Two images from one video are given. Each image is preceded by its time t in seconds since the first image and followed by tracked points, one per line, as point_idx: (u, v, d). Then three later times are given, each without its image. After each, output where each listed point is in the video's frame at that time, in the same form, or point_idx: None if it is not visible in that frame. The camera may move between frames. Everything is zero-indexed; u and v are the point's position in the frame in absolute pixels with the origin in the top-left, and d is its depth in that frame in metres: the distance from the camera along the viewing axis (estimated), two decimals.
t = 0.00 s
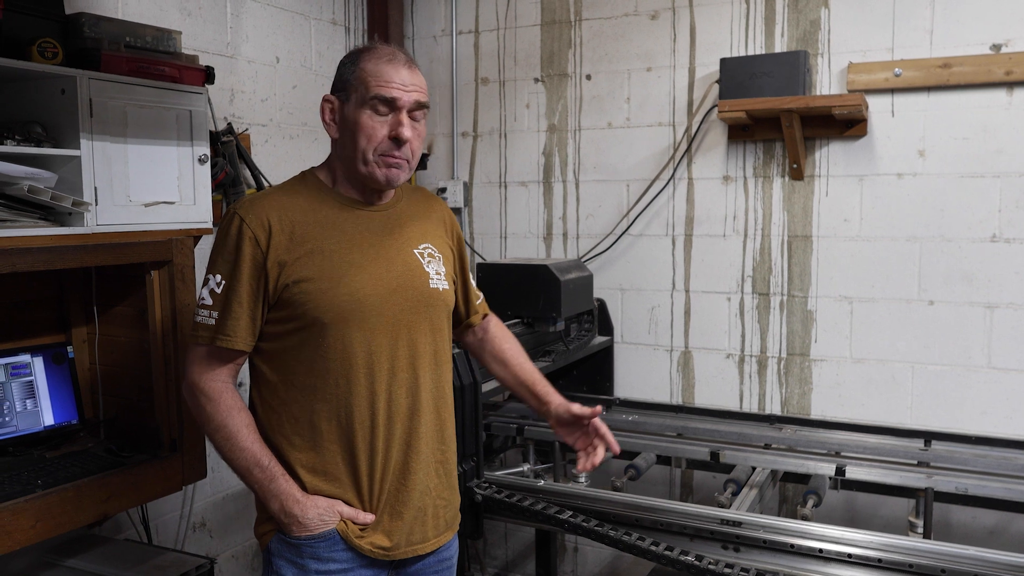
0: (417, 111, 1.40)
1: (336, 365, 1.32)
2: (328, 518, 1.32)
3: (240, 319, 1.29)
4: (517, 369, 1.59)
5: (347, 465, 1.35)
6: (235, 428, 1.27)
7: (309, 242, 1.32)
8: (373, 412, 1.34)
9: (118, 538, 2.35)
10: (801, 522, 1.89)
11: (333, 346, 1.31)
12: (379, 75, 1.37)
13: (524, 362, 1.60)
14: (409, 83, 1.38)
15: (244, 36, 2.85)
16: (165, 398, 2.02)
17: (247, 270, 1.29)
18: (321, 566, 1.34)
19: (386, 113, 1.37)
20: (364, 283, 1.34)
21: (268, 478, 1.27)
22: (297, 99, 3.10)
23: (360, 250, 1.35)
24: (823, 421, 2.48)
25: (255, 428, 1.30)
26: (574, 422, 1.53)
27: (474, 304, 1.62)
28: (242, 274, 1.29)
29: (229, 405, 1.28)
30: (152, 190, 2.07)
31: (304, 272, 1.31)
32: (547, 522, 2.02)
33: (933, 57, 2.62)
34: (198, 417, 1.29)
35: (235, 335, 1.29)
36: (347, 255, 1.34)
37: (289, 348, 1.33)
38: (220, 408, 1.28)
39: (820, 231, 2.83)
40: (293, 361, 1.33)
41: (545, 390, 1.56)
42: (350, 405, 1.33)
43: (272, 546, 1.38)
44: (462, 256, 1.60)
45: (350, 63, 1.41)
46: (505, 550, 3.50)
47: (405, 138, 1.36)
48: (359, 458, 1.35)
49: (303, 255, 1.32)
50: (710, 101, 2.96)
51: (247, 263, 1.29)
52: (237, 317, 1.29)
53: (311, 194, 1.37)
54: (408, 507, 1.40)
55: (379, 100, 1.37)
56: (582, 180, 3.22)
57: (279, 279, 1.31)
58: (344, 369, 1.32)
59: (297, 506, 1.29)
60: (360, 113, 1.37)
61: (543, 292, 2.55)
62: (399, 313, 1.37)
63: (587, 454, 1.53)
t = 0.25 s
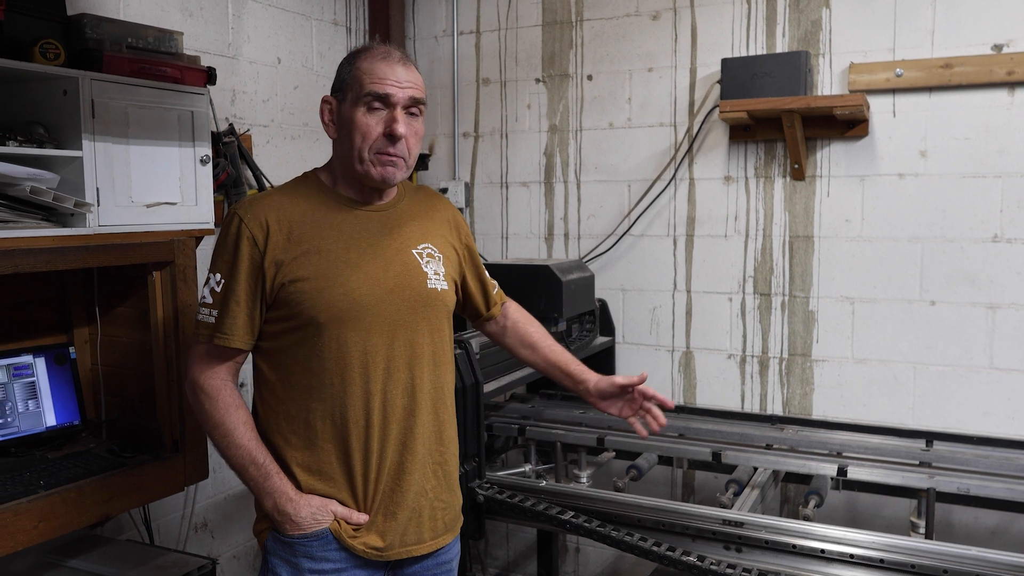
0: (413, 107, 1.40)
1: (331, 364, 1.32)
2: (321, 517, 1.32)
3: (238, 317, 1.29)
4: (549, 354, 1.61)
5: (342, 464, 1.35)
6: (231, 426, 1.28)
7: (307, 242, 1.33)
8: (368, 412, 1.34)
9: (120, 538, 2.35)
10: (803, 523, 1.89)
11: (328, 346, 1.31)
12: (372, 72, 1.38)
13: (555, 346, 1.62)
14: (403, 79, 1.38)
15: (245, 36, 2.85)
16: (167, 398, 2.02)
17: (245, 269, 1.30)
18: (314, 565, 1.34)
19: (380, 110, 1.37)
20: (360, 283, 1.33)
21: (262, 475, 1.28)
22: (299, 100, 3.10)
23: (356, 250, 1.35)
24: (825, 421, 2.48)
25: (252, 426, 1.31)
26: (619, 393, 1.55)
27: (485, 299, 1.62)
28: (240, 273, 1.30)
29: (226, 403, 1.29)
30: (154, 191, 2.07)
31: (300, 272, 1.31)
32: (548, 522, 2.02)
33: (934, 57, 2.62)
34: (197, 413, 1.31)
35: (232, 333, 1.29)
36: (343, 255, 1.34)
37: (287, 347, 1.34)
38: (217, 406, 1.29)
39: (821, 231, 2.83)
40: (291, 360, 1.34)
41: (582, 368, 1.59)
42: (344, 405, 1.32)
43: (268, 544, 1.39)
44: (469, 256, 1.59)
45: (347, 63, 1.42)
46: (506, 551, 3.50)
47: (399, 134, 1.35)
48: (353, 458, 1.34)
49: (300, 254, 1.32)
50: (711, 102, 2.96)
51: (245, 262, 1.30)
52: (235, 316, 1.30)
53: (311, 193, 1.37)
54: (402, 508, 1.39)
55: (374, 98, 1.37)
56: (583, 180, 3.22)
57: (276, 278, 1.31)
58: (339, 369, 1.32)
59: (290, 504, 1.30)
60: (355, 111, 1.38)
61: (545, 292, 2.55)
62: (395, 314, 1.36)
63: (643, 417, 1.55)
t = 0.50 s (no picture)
0: (414, 110, 1.40)
1: (334, 366, 1.32)
2: (326, 518, 1.32)
3: (241, 320, 1.29)
4: (544, 360, 1.61)
5: (346, 466, 1.35)
6: (235, 428, 1.28)
7: (309, 244, 1.33)
8: (371, 414, 1.34)
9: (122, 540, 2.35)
10: (806, 524, 1.88)
11: (331, 348, 1.31)
12: (373, 74, 1.38)
13: (551, 351, 1.62)
14: (403, 81, 1.39)
15: (247, 38, 2.85)
16: (169, 400, 2.02)
17: (247, 272, 1.30)
18: (319, 566, 1.35)
19: (381, 113, 1.38)
20: (362, 285, 1.33)
21: (266, 477, 1.28)
22: (300, 101, 3.10)
23: (359, 252, 1.35)
24: (827, 423, 2.47)
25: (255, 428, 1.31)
26: (614, 396, 1.56)
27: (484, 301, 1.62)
28: (243, 275, 1.30)
29: (230, 405, 1.29)
30: (156, 193, 2.07)
31: (303, 274, 1.31)
32: (551, 523, 2.02)
33: (936, 58, 2.62)
34: (200, 416, 1.31)
35: (235, 335, 1.29)
36: (346, 257, 1.34)
37: (290, 349, 1.34)
38: (222, 408, 1.29)
39: (823, 232, 2.83)
40: (294, 363, 1.34)
41: (578, 372, 1.59)
42: (348, 407, 1.32)
43: (272, 546, 1.38)
44: (470, 258, 1.59)
45: (347, 65, 1.43)
46: (508, 552, 3.49)
47: (400, 137, 1.36)
48: (357, 460, 1.34)
49: (302, 256, 1.32)
50: (713, 103, 2.96)
51: (247, 264, 1.30)
52: (238, 318, 1.30)
53: (313, 196, 1.38)
54: (407, 510, 1.38)
55: (374, 100, 1.37)
56: (585, 181, 3.22)
57: (279, 281, 1.31)
58: (342, 370, 1.32)
59: (294, 506, 1.30)
60: (355, 114, 1.38)
61: (546, 293, 2.55)
62: (397, 316, 1.36)
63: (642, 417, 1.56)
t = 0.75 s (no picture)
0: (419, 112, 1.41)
1: (338, 366, 1.32)
2: (331, 520, 1.32)
3: (244, 321, 1.29)
4: (536, 358, 1.62)
5: (350, 467, 1.35)
6: (238, 430, 1.28)
7: (313, 245, 1.33)
8: (375, 415, 1.34)
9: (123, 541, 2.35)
10: (807, 525, 1.88)
11: (335, 349, 1.31)
12: (379, 76, 1.38)
13: (542, 350, 1.63)
14: (410, 83, 1.39)
15: (248, 39, 2.86)
16: (171, 401, 2.02)
17: (250, 273, 1.30)
18: (324, 568, 1.34)
19: (387, 114, 1.38)
20: (366, 286, 1.34)
21: (270, 480, 1.28)
22: (301, 102, 3.10)
23: (362, 253, 1.36)
24: (829, 424, 2.47)
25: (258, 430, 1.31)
26: (602, 392, 1.56)
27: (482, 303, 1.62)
28: (246, 276, 1.29)
29: (233, 407, 1.29)
30: (157, 194, 2.08)
31: (307, 275, 1.31)
32: (552, 524, 2.02)
33: (938, 58, 2.62)
34: (202, 418, 1.30)
35: (239, 337, 1.29)
36: (349, 258, 1.34)
37: (293, 351, 1.34)
38: (225, 410, 1.28)
39: (824, 233, 2.83)
40: (296, 364, 1.33)
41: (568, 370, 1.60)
42: (352, 408, 1.33)
43: (274, 549, 1.37)
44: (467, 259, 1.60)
45: (352, 66, 1.42)
46: (509, 553, 3.49)
47: (407, 138, 1.36)
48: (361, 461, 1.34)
49: (306, 257, 1.32)
50: (714, 104, 2.96)
51: (251, 265, 1.30)
52: (241, 319, 1.29)
53: (315, 196, 1.37)
54: (410, 510, 1.39)
55: (381, 102, 1.38)
56: (586, 182, 3.22)
57: (282, 282, 1.31)
58: (346, 371, 1.32)
59: (299, 509, 1.29)
60: (361, 115, 1.38)
61: (548, 294, 2.55)
62: (401, 316, 1.37)
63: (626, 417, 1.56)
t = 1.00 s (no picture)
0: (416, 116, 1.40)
1: (339, 367, 1.32)
2: (332, 522, 1.32)
3: (244, 323, 1.29)
4: (546, 344, 1.63)
5: (351, 467, 1.35)
6: (239, 432, 1.28)
7: (311, 246, 1.33)
8: (376, 415, 1.34)
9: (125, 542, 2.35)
10: (808, 526, 1.88)
11: (336, 349, 1.31)
12: (375, 80, 1.37)
13: (551, 336, 1.65)
14: (406, 88, 1.38)
15: (249, 40, 2.86)
16: (172, 401, 2.03)
17: (249, 275, 1.30)
18: (326, 570, 1.34)
19: (384, 120, 1.37)
20: (365, 286, 1.34)
21: (272, 482, 1.28)
22: (302, 103, 3.10)
23: (361, 253, 1.36)
24: (830, 424, 2.47)
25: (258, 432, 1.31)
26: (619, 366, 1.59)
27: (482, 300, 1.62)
28: (245, 279, 1.29)
29: (233, 410, 1.29)
30: (158, 195, 2.08)
31: (306, 276, 1.31)
32: (553, 525, 2.02)
33: (938, 59, 2.62)
34: (202, 421, 1.30)
35: (238, 339, 1.29)
36: (348, 258, 1.34)
37: (293, 352, 1.34)
38: (226, 413, 1.28)
39: (825, 233, 2.83)
40: (296, 365, 1.33)
41: (579, 351, 1.62)
42: (353, 408, 1.33)
43: (276, 551, 1.37)
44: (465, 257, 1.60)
45: (348, 68, 1.41)
46: (510, 553, 3.49)
47: (404, 145, 1.36)
48: (363, 461, 1.34)
49: (305, 258, 1.32)
50: (714, 104, 2.96)
51: (249, 267, 1.30)
52: (241, 321, 1.29)
53: (313, 197, 1.37)
54: (412, 510, 1.39)
55: (377, 108, 1.37)
56: (587, 183, 3.22)
57: (282, 283, 1.31)
58: (347, 372, 1.32)
59: (301, 511, 1.29)
60: (358, 120, 1.37)
61: (548, 294, 2.55)
62: (401, 316, 1.37)
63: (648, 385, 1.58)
